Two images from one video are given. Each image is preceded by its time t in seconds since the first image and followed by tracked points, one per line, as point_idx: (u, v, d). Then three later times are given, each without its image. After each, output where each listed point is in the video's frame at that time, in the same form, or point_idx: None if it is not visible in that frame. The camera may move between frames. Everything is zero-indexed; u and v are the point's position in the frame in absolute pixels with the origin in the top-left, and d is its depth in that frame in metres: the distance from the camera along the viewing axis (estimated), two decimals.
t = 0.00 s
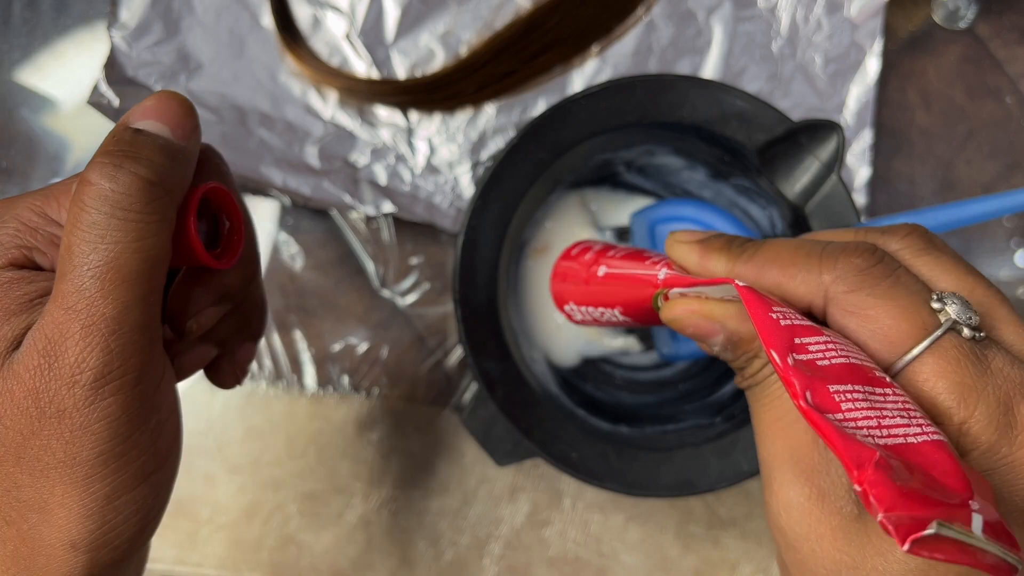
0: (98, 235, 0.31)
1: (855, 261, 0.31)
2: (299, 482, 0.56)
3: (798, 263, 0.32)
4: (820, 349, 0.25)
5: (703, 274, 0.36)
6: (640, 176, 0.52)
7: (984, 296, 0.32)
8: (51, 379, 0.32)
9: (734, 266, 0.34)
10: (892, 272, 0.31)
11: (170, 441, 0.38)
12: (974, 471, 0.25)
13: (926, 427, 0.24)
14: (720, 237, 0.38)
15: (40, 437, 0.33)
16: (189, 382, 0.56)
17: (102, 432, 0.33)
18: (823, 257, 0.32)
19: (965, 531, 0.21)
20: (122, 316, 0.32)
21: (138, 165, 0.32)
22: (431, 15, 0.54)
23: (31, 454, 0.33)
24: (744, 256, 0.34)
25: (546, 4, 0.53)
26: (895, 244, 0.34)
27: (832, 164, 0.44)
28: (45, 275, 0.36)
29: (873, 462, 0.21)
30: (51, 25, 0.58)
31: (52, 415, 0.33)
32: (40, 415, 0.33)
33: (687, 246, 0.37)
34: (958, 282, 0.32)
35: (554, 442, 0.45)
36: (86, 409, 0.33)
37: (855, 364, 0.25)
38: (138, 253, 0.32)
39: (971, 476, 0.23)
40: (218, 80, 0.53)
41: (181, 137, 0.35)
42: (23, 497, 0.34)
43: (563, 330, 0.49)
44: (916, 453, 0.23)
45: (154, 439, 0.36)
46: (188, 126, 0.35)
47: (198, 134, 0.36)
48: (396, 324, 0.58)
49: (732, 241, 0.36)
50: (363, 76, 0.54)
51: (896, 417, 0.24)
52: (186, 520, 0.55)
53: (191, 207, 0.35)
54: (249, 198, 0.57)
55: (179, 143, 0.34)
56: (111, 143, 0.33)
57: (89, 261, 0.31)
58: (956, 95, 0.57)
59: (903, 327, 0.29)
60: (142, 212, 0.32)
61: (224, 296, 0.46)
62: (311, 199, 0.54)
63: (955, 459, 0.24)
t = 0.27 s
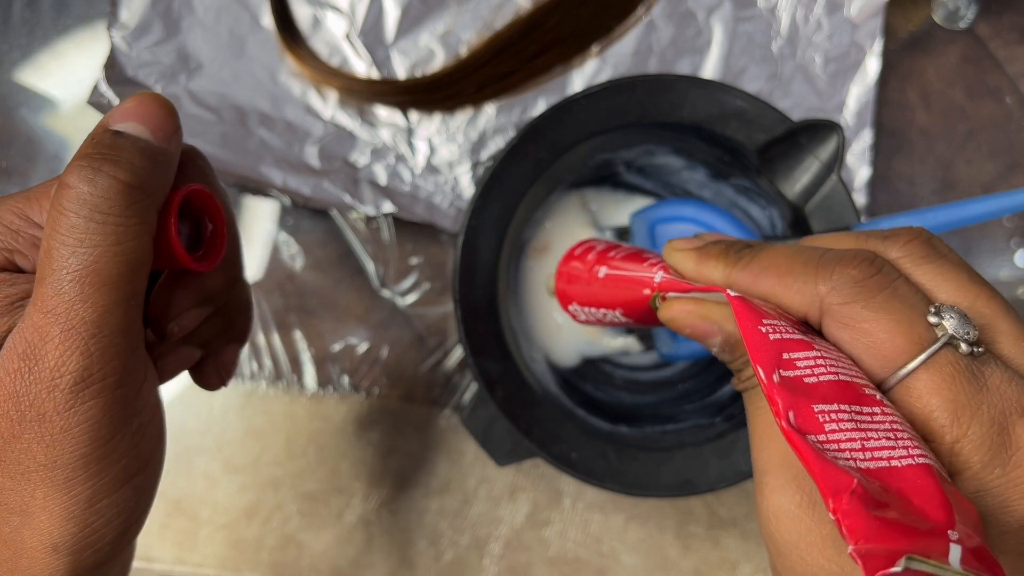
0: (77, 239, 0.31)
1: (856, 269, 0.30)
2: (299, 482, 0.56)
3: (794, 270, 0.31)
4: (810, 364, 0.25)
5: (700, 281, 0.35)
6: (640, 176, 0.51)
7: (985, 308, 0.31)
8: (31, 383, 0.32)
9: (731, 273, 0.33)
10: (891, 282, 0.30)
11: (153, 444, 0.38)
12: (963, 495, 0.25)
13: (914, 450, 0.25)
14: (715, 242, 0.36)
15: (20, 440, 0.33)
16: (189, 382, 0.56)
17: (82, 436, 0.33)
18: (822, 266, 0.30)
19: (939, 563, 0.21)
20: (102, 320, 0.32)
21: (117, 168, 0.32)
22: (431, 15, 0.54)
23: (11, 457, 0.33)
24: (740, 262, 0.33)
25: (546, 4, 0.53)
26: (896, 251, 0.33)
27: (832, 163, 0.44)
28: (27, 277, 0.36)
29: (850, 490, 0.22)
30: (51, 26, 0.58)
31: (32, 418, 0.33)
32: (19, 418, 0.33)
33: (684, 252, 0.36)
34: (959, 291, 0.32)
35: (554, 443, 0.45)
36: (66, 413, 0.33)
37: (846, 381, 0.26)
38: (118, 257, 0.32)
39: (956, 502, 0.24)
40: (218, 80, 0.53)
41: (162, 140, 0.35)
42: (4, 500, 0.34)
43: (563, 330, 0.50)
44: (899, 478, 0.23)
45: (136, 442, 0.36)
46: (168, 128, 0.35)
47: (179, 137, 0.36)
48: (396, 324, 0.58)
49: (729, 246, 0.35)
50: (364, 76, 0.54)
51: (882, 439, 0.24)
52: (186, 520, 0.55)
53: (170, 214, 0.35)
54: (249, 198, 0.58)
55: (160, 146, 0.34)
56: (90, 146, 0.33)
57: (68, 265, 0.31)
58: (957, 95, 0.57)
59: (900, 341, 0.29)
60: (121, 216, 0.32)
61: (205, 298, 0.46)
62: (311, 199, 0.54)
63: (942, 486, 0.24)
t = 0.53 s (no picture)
0: (82, 241, 0.31)
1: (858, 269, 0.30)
2: (299, 482, 0.56)
3: (797, 268, 0.31)
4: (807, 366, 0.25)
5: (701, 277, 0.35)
6: (640, 176, 0.51)
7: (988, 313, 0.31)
8: (35, 384, 0.32)
9: (733, 270, 0.33)
10: (894, 282, 0.30)
11: (157, 445, 0.38)
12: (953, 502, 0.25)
13: (906, 457, 0.25)
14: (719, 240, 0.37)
15: (24, 441, 0.33)
16: (189, 382, 0.56)
17: (86, 437, 0.33)
18: (824, 264, 0.31)
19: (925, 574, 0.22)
20: (106, 322, 0.32)
21: (121, 171, 0.32)
22: (431, 15, 0.54)
23: (14, 457, 0.33)
24: (743, 259, 0.33)
25: (546, 4, 0.53)
26: (900, 251, 0.33)
27: (832, 163, 0.44)
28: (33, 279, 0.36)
29: (837, 499, 0.22)
30: (51, 26, 0.58)
31: (36, 419, 0.33)
32: (23, 419, 0.33)
33: (687, 250, 0.37)
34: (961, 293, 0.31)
35: (554, 442, 0.45)
36: (70, 414, 0.33)
37: (843, 385, 0.26)
38: (123, 259, 0.32)
39: (945, 510, 0.24)
40: (218, 80, 0.53)
41: (166, 141, 0.35)
42: (7, 500, 0.34)
43: (562, 331, 0.50)
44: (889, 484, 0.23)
45: (140, 443, 0.36)
46: (172, 129, 0.35)
47: (183, 137, 0.36)
48: (396, 324, 0.58)
49: (733, 243, 0.35)
50: (363, 76, 0.54)
51: (875, 445, 0.24)
52: (186, 520, 0.55)
53: (176, 213, 0.35)
54: (249, 198, 0.58)
55: (164, 148, 0.34)
56: (95, 148, 0.33)
57: (73, 267, 0.31)
58: (956, 95, 0.57)
59: (899, 344, 0.29)
60: (126, 218, 0.32)
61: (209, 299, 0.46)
62: (311, 199, 0.54)
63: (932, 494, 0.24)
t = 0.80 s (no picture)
0: (81, 242, 0.31)
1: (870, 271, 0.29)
2: (299, 482, 0.56)
3: (806, 269, 0.31)
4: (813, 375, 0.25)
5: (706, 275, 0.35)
6: (640, 176, 0.51)
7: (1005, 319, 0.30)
8: (35, 383, 0.32)
9: (739, 270, 0.33)
10: (907, 284, 0.29)
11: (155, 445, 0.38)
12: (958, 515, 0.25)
13: (914, 472, 0.24)
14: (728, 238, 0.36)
15: (24, 441, 0.33)
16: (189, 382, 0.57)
17: (85, 437, 0.33)
18: (834, 265, 0.30)
19: None
20: (106, 322, 0.32)
21: (119, 173, 0.32)
22: (431, 15, 0.54)
23: (12, 457, 0.33)
24: (750, 259, 0.33)
25: (546, 4, 0.53)
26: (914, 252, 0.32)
27: (832, 163, 0.44)
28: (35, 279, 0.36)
29: (839, 518, 0.21)
30: (51, 26, 0.58)
31: (36, 418, 0.33)
32: (23, 419, 0.33)
33: (692, 248, 0.36)
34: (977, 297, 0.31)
35: (554, 442, 0.45)
36: (70, 414, 0.33)
37: (849, 395, 0.25)
38: (122, 260, 0.32)
39: (949, 526, 0.23)
40: (218, 80, 0.53)
41: (163, 142, 0.35)
42: (6, 499, 0.34)
43: (562, 331, 0.50)
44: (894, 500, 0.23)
45: (138, 443, 0.36)
46: (170, 130, 0.35)
47: (180, 138, 0.36)
48: (396, 324, 0.58)
49: (742, 242, 0.35)
50: (363, 76, 0.54)
51: (881, 459, 0.24)
52: (186, 520, 0.55)
53: (174, 211, 0.35)
54: (249, 198, 0.58)
55: (162, 149, 0.34)
56: (94, 149, 0.33)
57: (73, 268, 0.31)
58: (956, 95, 0.57)
59: (910, 350, 0.28)
60: (126, 220, 0.32)
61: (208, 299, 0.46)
62: (311, 199, 0.54)
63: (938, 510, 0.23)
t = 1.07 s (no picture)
0: (85, 242, 0.31)
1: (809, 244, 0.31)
2: (299, 482, 0.56)
3: (761, 242, 0.31)
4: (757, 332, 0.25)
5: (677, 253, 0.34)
6: (640, 176, 0.52)
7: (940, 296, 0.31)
8: (40, 381, 0.32)
9: (708, 247, 0.32)
10: (847, 259, 0.30)
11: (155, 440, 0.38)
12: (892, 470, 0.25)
13: (845, 416, 0.24)
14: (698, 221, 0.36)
15: (27, 437, 0.33)
16: (189, 382, 0.57)
17: (87, 434, 0.33)
18: (784, 239, 0.31)
19: (842, 521, 0.21)
20: (110, 321, 0.32)
21: (121, 173, 0.32)
22: (431, 15, 0.54)
23: (15, 452, 0.34)
24: (717, 237, 0.33)
25: (546, 5, 0.53)
26: (858, 226, 0.33)
27: (832, 163, 0.44)
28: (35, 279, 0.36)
29: (766, 450, 0.22)
30: (51, 26, 0.58)
31: (39, 415, 0.33)
32: (27, 416, 0.33)
33: (668, 232, 0.35)
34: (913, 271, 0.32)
35: (554, 442, 0.45)
36: (73, 412, 0.33)
37: (792, 351, 0.25)
38: (126, 260, 0.32)
39: (875, 469, 0.24)
40: (218, 80, 0.53)
41: (163, 141, 0.34)
42: (8, 495, 0.34)
43: (563, 331, 0.50)
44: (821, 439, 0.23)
45: (139, 439, 0.36)
46: (169, 129, 0.35)
47: (179, 136, 0.36)
48: (396, 324, 0.58)
49: (710, 222, 0.34)
50: (363, 76, 0.54)
51: (815, 404, 0.24)
52: (186, 520, 0.55)
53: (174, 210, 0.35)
54: (249, 198, 0.58)
55: (164, 150, 0.34)
56: (95, 149, 0.32)
57: (77, 267, 0.31)
58: (956, 95, 0.57)
59: (848, 311, 0.29)
60: (129, 221, 0.32)
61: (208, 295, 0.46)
62: (311, 199, 0.55)
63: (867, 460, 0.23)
